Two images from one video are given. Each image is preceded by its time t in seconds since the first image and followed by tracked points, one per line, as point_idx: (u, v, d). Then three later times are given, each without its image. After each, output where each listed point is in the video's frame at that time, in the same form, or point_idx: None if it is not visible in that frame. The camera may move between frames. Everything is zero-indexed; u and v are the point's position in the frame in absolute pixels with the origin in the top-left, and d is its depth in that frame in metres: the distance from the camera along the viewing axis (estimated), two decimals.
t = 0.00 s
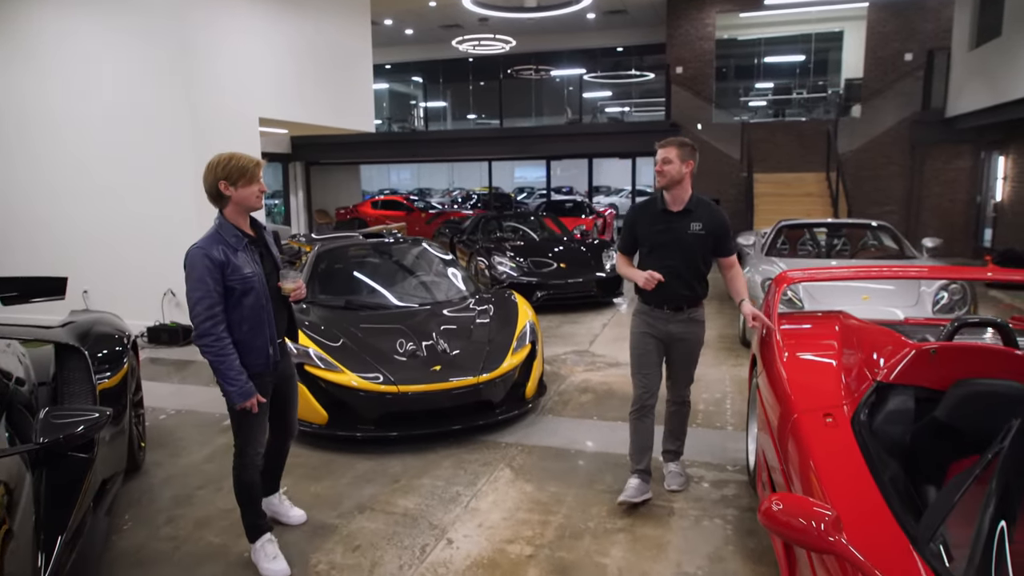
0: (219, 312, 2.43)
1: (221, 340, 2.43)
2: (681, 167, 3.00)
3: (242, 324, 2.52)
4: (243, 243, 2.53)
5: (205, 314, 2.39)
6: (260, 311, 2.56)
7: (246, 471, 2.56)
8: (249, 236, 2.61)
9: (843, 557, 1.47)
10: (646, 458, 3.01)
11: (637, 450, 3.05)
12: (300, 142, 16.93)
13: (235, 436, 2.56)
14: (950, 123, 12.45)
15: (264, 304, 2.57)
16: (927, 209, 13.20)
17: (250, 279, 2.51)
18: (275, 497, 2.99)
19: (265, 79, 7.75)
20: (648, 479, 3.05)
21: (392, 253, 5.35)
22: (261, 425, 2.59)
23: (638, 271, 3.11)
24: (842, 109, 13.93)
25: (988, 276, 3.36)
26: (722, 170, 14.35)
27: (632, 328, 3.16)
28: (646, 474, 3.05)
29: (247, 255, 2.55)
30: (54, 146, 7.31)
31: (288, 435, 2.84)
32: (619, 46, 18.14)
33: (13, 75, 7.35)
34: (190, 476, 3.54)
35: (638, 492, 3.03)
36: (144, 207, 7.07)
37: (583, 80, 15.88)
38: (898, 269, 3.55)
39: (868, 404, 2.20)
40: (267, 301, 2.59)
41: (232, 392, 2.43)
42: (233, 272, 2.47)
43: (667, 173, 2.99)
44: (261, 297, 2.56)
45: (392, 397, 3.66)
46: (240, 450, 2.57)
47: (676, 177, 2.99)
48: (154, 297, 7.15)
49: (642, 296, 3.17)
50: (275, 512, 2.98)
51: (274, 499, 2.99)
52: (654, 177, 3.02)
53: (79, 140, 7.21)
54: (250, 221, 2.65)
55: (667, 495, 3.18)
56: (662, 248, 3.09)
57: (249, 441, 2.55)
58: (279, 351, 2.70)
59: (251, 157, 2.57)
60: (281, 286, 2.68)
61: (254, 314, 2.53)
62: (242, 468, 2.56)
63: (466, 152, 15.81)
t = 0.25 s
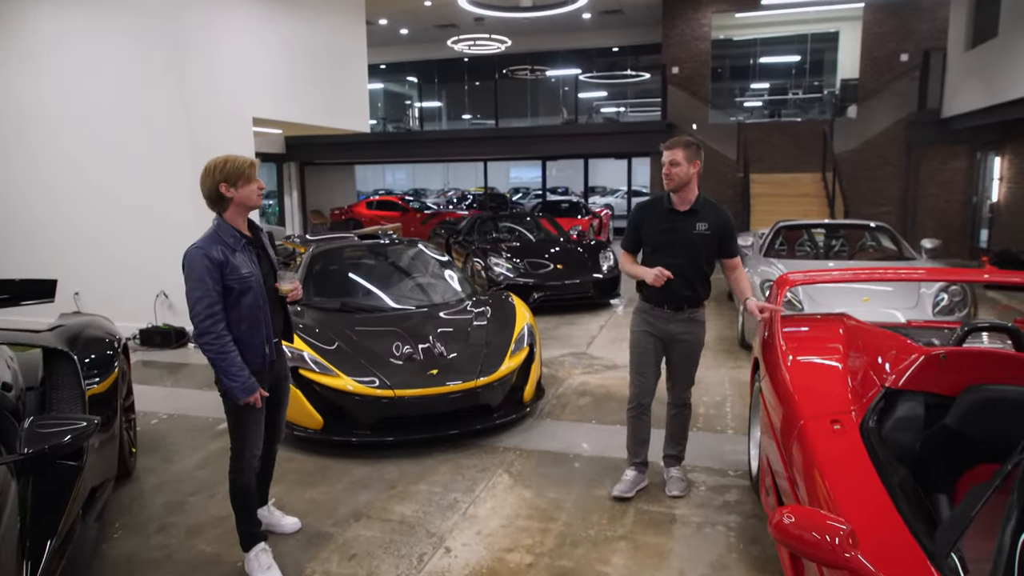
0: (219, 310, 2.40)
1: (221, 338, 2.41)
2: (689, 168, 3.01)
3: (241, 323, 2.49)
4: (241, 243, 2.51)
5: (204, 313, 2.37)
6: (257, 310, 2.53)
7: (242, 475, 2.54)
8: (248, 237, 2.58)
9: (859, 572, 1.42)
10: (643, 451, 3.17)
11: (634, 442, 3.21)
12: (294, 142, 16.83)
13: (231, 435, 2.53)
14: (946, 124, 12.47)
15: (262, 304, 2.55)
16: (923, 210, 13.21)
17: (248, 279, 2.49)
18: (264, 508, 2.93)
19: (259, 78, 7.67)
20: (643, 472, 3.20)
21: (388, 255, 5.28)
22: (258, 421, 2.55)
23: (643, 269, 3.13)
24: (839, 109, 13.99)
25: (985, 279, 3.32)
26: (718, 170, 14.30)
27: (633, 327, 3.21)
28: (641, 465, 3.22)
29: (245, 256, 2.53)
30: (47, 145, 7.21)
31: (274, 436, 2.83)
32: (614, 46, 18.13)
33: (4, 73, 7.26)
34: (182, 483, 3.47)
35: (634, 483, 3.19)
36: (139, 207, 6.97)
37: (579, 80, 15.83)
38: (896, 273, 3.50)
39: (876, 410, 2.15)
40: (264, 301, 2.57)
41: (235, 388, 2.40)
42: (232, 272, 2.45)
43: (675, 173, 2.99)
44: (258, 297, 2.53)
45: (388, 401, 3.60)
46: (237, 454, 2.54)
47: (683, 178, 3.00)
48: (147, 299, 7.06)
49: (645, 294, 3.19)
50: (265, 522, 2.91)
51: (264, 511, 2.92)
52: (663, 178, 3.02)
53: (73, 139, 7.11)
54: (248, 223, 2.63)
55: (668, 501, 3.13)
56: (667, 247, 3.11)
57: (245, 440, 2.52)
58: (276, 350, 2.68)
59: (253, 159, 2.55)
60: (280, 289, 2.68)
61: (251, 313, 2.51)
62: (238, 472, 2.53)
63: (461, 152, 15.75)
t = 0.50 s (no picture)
0: (210, 307, 2.38)
1: (212, 335, 2.39)
2: (688, 169, 3.03)
3: (233, 321, 2.47)
4: (237, 242, 2.50)
5: (196, 310, 2.35)
6: (248, 310, 2.51)
7: (238, 477, 2.49)
8: (246, 237, 2.58)
9: None
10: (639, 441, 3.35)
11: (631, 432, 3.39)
12: (289, 141, 16.70)
13: (224, 433, 2.51)
14: (944, 124, 12.46)
15: (254, 304, 2.53)
16: (921, 209, 13.19)
17: (242, 278, 2.47)
18: (261, 515, 2.87)
19: (256, 78, 7.57)
20: (638, 458, 3.39)
21: (387, 256, 5.20)
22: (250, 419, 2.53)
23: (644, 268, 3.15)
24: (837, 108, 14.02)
25: (985, 279, 3.26)
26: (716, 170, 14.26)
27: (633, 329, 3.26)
28: (636, 454, 3.39)
29: (241, 255, 2.51)
30: (41, 143, 7.10)
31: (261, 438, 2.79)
32: (611, 45, 18.08)
33: None
34: (176, 489, 3.40)
35: (627, 468, 3.39)
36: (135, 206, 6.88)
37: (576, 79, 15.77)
38: (896, 275, 3.44)
39: (892, 417, 2.09)
40: (256, 301, 2.55)
41: (225, 383, 2.39)
42: (226, 270, 2.44)
43: (674, 174, 3.01)
44: (252, 296, 2.51)
45: (387, 405, 3.53)
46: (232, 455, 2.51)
47: (684, 178, 3.02)
48: (141, 300, 6.97)
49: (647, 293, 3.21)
50: (263, 530, 2.85)
51: (261, 519, 2.87)
52: (663, 179, 3.04)
53: (68, 137, 7.01)
54: (248, 224, 2.63)
55: (674, 507, 3.07)
56: (668, 247, 3.13)
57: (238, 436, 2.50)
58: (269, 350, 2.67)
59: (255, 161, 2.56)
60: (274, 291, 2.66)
61: (243, 313, 2.48)
62: (234, 473, 2.50)
63: (458, 152, 15.65)
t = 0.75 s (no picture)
0: (193, 305, 2.37)
1: (193, 333, 2.38)
2: (685, 167, 3.02)
3: (216, 320, 2.45)
4: (225, 241, 2.46)
5: (178, 308, 2.35)
6: (233, 310, 2.47)
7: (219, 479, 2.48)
8: (236, 236, 2.53)
9: None
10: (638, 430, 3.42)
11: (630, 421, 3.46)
12: (285, 140, 16.55)
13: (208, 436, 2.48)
14: (943, 123, 12.45)
15: (239, 303, 2.49)
16: (920, 209, 13.16)
17: (227, 278, 2.45)
18: (259, 525, 2.79)
19: (250, 78, 7.47)
20: (636, 447, 3.46)
21: (385, 256, 5.11)
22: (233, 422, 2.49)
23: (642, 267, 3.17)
24: (835, 108, 14.08)
25: (986, 280, 3.18)
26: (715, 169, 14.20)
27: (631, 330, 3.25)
28: (635, 443, 3.46)
29: (229, 254, 2.48)
30: (34, 143, 6.98)
31: (254, 444, 2.72)
32: (608, 45, 18.01)
33: None
34: (171, 497, 3.31)
35: (626, 458, 3.47)
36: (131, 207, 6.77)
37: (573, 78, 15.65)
38: (895, 278, 3.35)
39: (913, 424, 2.03)
40: (242, 301, 2.51)
41: (203, 383, 2.36)
42: (210, 268, 2.41)
43: (670, 172, 3.01)
44: (237, 295, 2.48)
45: (388, 410, 3.45)
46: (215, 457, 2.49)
47: (679, 177, 3.01)
48: (136, 302, 6.87)
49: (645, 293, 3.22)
50: (260, 540, 2.78)
51: (258, 528, 2.78)
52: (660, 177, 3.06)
53: (60, 137, 6.89)
54: (241, 223, 2.58)
55: (683, 515, 3.00)
56: (665, 246, 3.12)
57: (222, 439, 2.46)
58: (257, 353, 2.59)
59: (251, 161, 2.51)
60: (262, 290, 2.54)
61: (227, 312, 2.45)
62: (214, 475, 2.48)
63: (454, 151, 15.50)
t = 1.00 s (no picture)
0: (173, 308, 2.38)
1: (174, 336, 2.38)
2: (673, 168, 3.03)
3: (198, 323, 2.44)
4: (206, 241, 2.45)
5: (159, 310, 2.35)
6: (216, 312, 2.46)
7: (190, 478, 2.55)
8: (219, 237, 2.51)
9: None
10: (645, 434, 3.38)
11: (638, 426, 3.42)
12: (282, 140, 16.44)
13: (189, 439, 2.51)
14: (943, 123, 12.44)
15: (222, 305, 2.47)
16: (919, 209, 13.14)
17: (209, 279, 2.44)
18: (258, 534, 2.70)
19: (245, 78, 7.37)
20: (646, 453, 3.43)
21: (385, 257, 5.04)
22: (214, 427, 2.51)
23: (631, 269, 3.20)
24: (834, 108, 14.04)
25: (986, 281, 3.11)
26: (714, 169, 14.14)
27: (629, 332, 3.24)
28: (645, 449, 3.43)
29: (210, 255, 2.47)
30: (27, 143, 6.85)
31: (250, 450, 2.65)
32: (606, 44, 17.95)
33: None
34: (168, 504, 3.23)
35: (636, 463, 3.43)
36: (127, 207, 6.67)
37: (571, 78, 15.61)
38: (893, 279, 3.28)
39: (938, 431, 1.98)
40: (225, 302, 2.49)
41: (182, 387, 2.36)
42: (192, 269, 2.41)
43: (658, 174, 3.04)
44: (219, 297, 2.47)
45: (390, 414, 3.38)
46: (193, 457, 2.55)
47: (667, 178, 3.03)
48: (130, 304, 6.78)
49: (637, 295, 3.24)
50: (259, 550, 2.69)
51: (257, 538, 2.70)
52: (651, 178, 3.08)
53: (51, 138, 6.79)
54: (226, 223, 2.56)
55: (693, 522, 2.93)
56: (653, 247, 3.14)
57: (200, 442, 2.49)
58: (245, 357, 2.56)
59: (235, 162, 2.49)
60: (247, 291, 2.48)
61: (210, 315, 2.44)
62: (187, 474, 2.55)
63: (452, 151, 15.44)
